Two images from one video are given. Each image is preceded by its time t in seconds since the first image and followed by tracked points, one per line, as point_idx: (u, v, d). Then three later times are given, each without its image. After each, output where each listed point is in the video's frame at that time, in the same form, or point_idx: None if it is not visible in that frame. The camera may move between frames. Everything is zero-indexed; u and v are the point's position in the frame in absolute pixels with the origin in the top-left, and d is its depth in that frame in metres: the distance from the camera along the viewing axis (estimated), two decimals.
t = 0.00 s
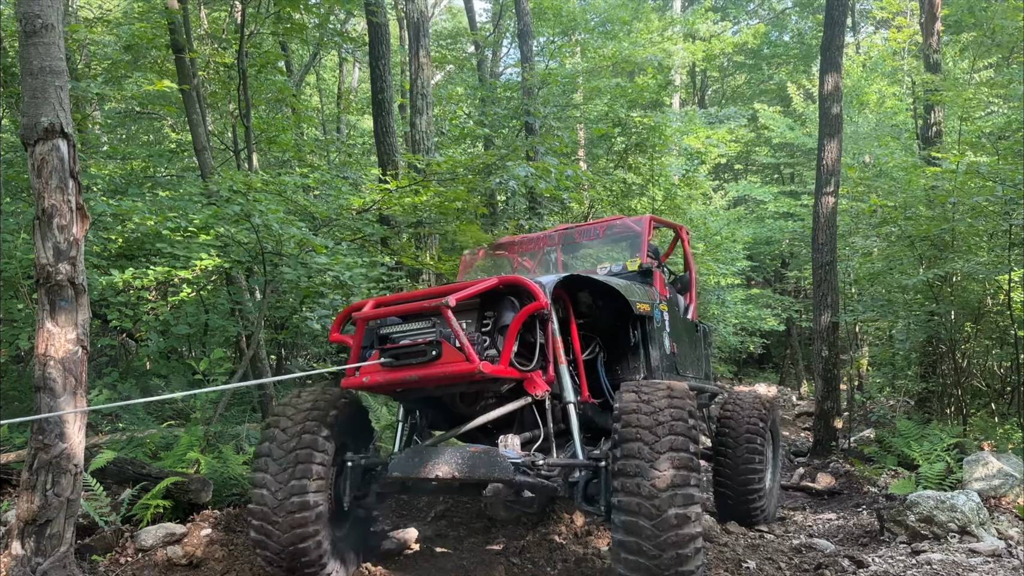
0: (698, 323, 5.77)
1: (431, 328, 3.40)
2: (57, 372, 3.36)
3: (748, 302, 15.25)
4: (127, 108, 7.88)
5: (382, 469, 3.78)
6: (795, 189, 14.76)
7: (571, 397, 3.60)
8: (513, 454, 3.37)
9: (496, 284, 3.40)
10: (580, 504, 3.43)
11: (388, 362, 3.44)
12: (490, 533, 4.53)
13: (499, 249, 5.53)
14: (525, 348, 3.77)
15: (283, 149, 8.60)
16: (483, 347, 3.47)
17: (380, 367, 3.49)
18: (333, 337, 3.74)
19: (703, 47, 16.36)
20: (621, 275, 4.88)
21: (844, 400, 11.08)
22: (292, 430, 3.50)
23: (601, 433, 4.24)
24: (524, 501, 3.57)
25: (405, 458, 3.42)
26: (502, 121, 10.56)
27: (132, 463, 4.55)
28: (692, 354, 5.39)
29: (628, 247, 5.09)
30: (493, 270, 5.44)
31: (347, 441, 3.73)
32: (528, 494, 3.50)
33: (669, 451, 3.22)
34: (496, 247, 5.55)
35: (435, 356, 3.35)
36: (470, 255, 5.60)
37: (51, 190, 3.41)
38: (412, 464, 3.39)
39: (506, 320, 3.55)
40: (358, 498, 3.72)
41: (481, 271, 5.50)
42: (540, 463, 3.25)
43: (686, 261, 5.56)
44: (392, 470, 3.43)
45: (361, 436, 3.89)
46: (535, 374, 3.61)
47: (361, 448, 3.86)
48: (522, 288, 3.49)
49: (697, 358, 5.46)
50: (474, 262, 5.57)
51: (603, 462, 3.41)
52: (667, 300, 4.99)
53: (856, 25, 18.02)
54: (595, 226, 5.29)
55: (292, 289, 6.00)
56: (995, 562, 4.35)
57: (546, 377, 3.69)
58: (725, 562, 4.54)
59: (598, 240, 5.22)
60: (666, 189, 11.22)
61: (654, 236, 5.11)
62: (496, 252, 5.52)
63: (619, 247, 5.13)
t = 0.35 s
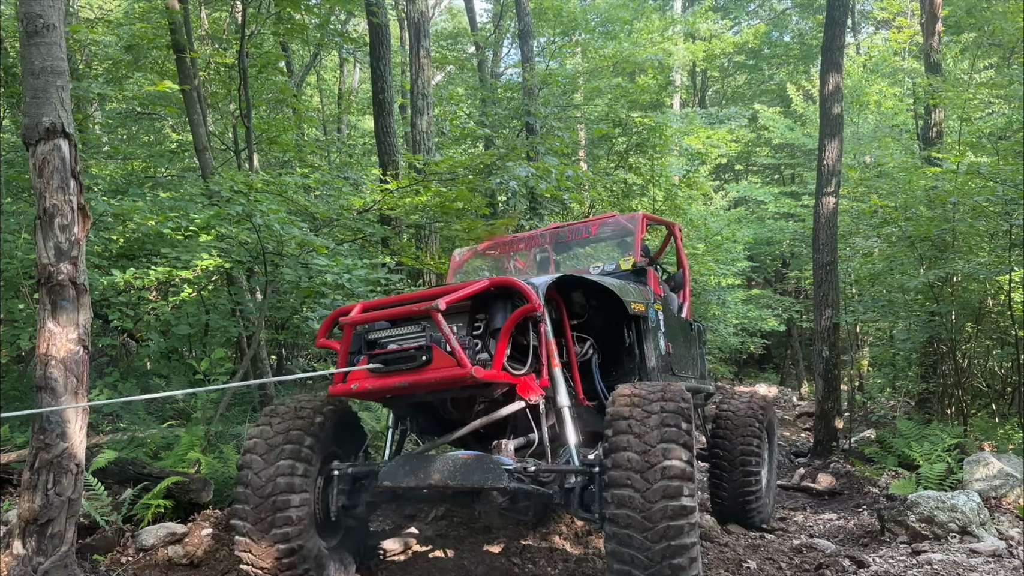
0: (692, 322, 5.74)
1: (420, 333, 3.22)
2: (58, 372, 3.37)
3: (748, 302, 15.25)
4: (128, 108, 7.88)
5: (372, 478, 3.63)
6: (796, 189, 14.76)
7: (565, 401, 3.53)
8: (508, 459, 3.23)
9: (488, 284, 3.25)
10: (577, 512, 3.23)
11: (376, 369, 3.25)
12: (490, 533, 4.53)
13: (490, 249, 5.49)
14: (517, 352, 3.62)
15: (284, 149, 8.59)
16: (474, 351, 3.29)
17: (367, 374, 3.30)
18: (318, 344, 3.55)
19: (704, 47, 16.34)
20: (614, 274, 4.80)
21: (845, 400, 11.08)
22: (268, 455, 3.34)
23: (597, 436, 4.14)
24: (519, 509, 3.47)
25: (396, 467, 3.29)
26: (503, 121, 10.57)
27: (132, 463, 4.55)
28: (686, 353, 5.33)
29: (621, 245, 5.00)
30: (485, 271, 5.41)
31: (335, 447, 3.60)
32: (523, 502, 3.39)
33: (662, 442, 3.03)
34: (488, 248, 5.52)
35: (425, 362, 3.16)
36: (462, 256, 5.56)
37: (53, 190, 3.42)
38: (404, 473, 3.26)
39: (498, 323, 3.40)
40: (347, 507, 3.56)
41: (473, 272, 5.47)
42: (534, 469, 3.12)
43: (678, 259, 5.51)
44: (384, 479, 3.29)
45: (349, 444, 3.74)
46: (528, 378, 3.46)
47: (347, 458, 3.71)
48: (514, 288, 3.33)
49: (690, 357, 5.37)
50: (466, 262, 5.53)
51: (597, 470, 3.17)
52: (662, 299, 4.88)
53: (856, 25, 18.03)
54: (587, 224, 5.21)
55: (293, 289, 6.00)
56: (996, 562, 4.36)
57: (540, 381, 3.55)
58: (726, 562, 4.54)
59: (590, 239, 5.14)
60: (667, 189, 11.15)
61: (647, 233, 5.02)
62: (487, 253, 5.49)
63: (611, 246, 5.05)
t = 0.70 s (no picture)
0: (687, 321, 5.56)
1: (404, 344, 3.18)
2: (61, 372, 3.39)
3: (750, 303, 15.24)
4: (130, 109, 7.89)
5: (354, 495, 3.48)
6: (797, 189, 14.75)
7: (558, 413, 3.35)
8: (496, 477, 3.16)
9: (473, 294, 3.18)
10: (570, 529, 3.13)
11: (358, 382, 3.22)
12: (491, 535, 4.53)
13: (479, 250, 5.28)
14: (506, 360, 3.54)
15: (285, 150, 8.59)
16: (460, 363, 3.23)
17: (349, 388, 3.27)
18: (299, 353, 3.52)
19: (705, 47, 16.33)
20: (608, 274, 4.64)
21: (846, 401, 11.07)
22: (236, 499, 3.18)
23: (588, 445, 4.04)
24: (509, 527, 3.42)
25: (377, 484, 3.07)
26: (505, 121, 10.57)
27: (135, 463, 4.55)
28: (683, 354, 5.16)
29: (614, 244, 4.84)
30: (475, 272, 5.20)
31: (316, 459, 3.55)
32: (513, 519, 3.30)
33: (651, 450, 2.96)
34: (477, 248, 5.30)
35: (408, 375, 3.13)
36: (449, 257, 5.33)
37: (55, 191, 3.44)
38: (386, 490, 3.06)
39: (484, 333, 3.31)
40: (330, 522, 3.51)
41: (461, 273, 5.26)
42: (522, 485, 3.06)
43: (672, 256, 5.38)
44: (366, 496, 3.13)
45: (329, 456, 3.68)
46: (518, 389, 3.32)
47: (327, 471, 3.65)
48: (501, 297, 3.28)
49: (686, 359, 5.23)
50: (454, 263, 5.31)
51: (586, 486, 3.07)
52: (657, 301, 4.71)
53: (857, 26, 18.02)
54: (578, 223, 5.05)
55: (294, 290, 6.00)
56: (998, 564, 4.35)
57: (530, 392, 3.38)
58: (728, 564, 4.55)
59: (582, 237, 4.98)
60: (668, 190, 10.91)
61: (640, 232, 4.88)
62: (476, 254, 5.27)
63: (604, 245, 4.89)
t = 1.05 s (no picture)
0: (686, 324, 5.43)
1: (382, 359, 3.03)
2: (62, 372, 3.40)
3: (753, 302, 15.21)
4: (133, 110, 7.89)
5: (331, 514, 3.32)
6: (799, 189, 14.74)
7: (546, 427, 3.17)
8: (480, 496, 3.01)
9: (456, 306, 3.05)
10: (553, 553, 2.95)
11: (335, 399, 3.09)
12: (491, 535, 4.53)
13: (473, 248, 5.19)
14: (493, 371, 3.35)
15: (288, 151, 8.58)
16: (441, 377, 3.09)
17: (326, 404, 3.14)
18: (275, 364, 3.38)
19: (707, 47, 16.31)
20: (602, 277, 4.53)
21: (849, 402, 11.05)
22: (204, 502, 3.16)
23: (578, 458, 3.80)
24: (493, 549, 3.20)
25: (358, 503, 3.06)
26: (507, 122, 10.56)
27: (137, 464, 4.55)
28: (681, 359, 4.99)
29: (609, 246, 4.72)
30: (468, 272, 5.12)
31: (294, 472, 3.50)
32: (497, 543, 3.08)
33: (625, 466, 2.84)
34: (471, 246, 5.21)
35: (387, 392, 2.99)
36: (442, 255, 5.24)
37: (57, 191, 3.45)
38: (366, 511, 3.03)
39: (468, 346, 3.17)
40: (304, 539, 3.42)
41: (455, 272, 5.18)
42: (500, 508, 2.87)
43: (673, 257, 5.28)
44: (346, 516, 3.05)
45: (312, 467, 3.63)
46: (503, 405, 3.18)
47: (309, 483, 3.61)
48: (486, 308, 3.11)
49: (684, 364, 5.02)
50: (447, 262, 5.24)
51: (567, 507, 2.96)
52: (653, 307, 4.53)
53: (860, 26, 18.00)
54: (574, 223, 4.94)
55: (296, 290, 6.00)
56: (1001, 565, 4.34)
57: (517, 407, 3.17)
58: (730, 564, 4.58)
59: (577, 237, 4.86)
60: (670, 190, 11.00)
61: (636, 233, 4.76)
62: (470, 252, 5.18)
63: (598, 246, 4.76)
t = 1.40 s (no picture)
0: (682, 324, 5.29)
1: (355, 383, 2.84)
2: (68, 371, 3.45)
3: (756, 302, 15.20)
4: (137, 109, 7.91)
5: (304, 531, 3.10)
6: (803, 189, 14.73)
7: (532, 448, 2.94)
8: (458, 521, 2.83)
9: (433, 324, 2.84)
10: None
11: (305, 425, 2.89)
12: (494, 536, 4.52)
13: (458, 248, 4.94)
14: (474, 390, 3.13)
15: (291, 151, 8.59)
16: (417, 400, 2.88)
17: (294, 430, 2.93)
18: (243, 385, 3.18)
19: (710, 47, 16.32)
20: (594, 282, 4.30)
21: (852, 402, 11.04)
22: (177, 492, 3.16)
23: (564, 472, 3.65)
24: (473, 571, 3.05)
25: (332, 524, 2.82)
26: (510, 121, 10.58)
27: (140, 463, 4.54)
28: (676, 363, 4.84)
29: (600, 248, 4.46)
30: (453, 273, 4.87)
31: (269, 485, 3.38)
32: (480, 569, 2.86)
33: (592, 508, 2.67)
34: (456, 246, 4.96)
35: (360, 418, 2.80)
36: (428, 256, 5.00)
37: (62, 192, 3.50)
38: (339, 532, 2.81)
39: (447, 365, 2.95)
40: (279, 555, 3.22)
41: (440, 273, 4.94)
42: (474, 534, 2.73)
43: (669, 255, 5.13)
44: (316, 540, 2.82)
45: (292, 478, 3.47)
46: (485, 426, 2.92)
47: (289, 496, 3.44)
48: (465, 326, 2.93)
49: (679, 368, 4.88)
50: (432, 262, 4.99)
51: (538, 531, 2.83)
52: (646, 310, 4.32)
53: (863, 25, 18.00)
54: (564, 223, 4.67)
55: (300, 290, 6.01)
56: (1005, 565, 4.34)
57: (500, 425, 2.90)
58: (734, 564, 4.60)
59: (567, 238, 4.60)
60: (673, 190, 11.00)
61: (629, 234, 4.50)
62: (455, 252, 4.94)
63: (588, 247, 4.50)
